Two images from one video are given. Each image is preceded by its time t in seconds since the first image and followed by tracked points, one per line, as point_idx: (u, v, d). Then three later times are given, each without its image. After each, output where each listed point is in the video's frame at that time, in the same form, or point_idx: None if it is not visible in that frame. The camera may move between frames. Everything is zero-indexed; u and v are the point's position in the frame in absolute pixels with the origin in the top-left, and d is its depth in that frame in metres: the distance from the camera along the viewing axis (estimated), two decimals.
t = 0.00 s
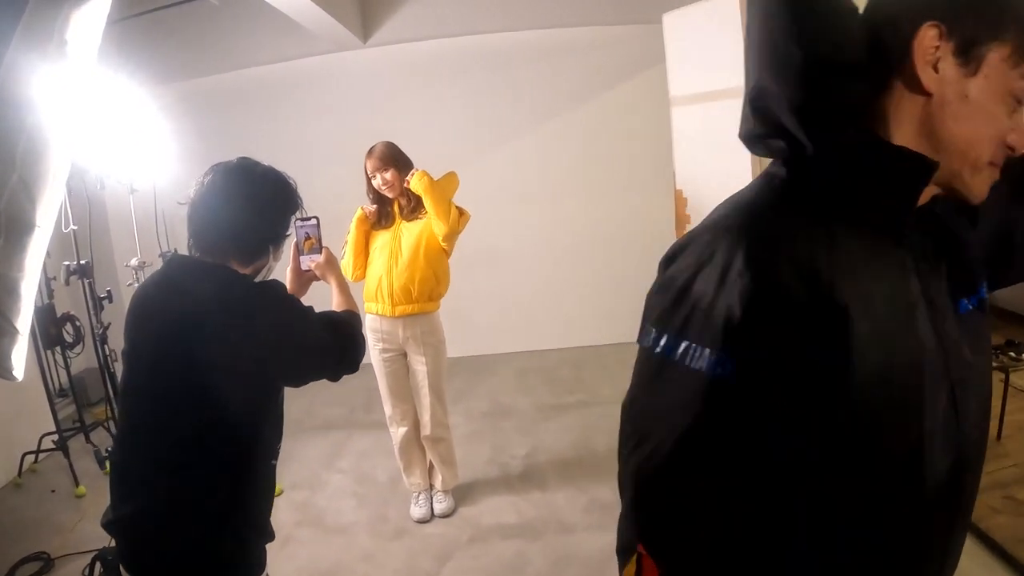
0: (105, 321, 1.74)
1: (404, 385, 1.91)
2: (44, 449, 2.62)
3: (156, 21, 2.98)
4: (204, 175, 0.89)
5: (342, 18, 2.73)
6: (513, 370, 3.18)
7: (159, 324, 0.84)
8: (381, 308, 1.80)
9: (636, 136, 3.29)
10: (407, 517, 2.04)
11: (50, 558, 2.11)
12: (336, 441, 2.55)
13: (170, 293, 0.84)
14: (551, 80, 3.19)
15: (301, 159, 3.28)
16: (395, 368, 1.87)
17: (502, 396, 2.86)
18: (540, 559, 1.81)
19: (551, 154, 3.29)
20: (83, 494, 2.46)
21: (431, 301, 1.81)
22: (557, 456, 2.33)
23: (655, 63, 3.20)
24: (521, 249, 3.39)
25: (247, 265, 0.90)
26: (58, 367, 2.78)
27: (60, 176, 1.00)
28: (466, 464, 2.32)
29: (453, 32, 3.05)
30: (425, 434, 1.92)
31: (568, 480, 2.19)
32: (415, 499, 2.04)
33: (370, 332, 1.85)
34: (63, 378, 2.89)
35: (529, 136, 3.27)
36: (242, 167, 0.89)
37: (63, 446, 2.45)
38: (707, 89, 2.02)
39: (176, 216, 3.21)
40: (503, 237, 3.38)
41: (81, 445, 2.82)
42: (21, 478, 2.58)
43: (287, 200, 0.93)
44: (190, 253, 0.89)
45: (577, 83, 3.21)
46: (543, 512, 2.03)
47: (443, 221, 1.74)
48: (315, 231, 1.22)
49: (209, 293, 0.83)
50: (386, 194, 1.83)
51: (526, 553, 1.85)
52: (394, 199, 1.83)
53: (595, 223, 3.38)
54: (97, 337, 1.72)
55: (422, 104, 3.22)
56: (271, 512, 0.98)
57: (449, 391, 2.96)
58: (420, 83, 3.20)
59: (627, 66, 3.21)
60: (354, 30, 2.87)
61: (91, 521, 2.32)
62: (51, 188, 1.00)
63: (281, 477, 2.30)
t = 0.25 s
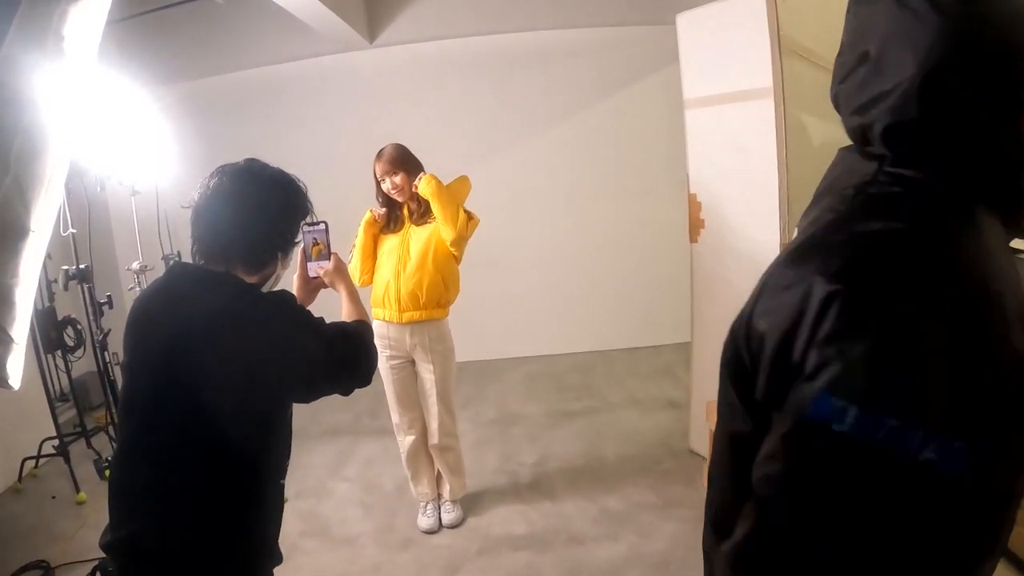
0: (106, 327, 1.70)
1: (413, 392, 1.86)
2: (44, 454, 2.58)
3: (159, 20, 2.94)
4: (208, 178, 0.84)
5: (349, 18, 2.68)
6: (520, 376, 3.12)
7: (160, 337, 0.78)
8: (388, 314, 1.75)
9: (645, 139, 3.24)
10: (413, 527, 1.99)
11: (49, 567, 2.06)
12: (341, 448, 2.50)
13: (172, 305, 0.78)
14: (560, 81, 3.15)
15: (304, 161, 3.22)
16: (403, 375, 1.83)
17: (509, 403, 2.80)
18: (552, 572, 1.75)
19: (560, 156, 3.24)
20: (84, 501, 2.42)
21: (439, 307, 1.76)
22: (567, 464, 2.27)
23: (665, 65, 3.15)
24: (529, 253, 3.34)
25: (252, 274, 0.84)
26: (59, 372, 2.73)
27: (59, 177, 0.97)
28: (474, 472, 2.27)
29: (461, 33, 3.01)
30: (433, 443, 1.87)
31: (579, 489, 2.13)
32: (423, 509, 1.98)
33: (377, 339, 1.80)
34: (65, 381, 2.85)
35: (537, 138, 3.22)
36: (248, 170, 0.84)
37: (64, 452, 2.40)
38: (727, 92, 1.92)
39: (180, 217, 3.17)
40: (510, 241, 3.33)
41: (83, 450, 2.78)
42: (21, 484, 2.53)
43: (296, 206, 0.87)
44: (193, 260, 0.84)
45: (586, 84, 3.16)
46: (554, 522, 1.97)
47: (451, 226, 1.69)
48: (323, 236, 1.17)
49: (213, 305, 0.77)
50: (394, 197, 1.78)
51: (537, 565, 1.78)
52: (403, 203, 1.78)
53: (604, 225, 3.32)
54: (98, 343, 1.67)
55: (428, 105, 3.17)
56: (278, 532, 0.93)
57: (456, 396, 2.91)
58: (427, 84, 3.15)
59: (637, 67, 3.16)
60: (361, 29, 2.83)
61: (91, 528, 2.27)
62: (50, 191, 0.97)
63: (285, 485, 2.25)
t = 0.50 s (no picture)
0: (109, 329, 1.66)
1: (422, 398, 1.81)
2: (46, 457, 2.54)
3: (165, 19, 2.90)
4: (213, 177, 0.79)
5: (358, 17, 2.63)
6: (529, 381, 3.06)
7: (161, 346, 0.73)
8: (398, 319, 1.71)
9: (656, 140, 3.19)
10: (422, 537, 1.92)
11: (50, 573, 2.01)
12: (348, 454, 2.45)
13: (173, 311, 0.73)
14: (570, 81, 3.09)
15: (310, 162, 3.16)
16: (412, 381, 1.77)
17: (518, 408, 2.75)
18: None
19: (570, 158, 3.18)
20: (86, 505, 2.38)
21: (450, 312, 1.71)
22: (579, 472, 2.21)
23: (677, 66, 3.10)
24: (538, 255, 3.29)
25: (259, 278, 0.79)
26: (62, 375, 2.69)
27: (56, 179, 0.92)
28: (483, 479, 2.21)
29: (470, 33, 2.95)
30: (443, 450, 1.83)
31: (592, 498, 2.06)
32: (431, 518, 1.92)
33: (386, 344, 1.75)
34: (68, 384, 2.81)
35: (547, 139, 3.16)
36: (256, 169, 0.79)
37: (66, 456, 2.36)
38: (745, 93, 1.83)
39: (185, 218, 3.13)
40: (519, 244, 3.27)
41: (86, 453, 2.74)
42: (23, 487, 2.50)
43: (307, 205, 0.82)
44: (196, 263, 0.79)
45: (597, 85, 3.10)
46: (566, 532, 1.90)
47: (463, 230, 1.63)
48: (333, 237, 1.12)
49: (218, 312, 0.72)
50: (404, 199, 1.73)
51: None
52: (415, 205, 1.73)
53: (614, 228, 3.27)
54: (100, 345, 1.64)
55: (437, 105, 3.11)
56: (283, 550, 0.88)
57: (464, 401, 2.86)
58: (434, 84, 3.09)
59: (650, 68, 3.11)
60: (369, 28, 2.78)
61: (93, 534, 2.23)
62: (46, 193, 0.91)
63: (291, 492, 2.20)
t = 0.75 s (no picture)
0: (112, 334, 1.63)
1: (431, 407, 1.77)
2: (52, 460, 2.51)
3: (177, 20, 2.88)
4: (217, 182, 0.75)
5: (368, 18, 2.61)
6: (539, 388, 3.02)
7: (163, 358, 0.69)
8: (408, 326, 1.67)
9: (669, 146, 3.15)
10: (430, 548, 1.87)
11: None
12: (355, 462, 2.41)
13: (176, 321, 0.69)
14: (582, 84, 3.06)
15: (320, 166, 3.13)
16: (421, 391, 1.74)
17: (529, 416, 2.70)
18: None
19: (582, 162, 3.14)
20: (90, 510, 2.35)
21: (461, 319, 1.67)
22: (590, 483, 2.16)
23: (691, 70, 3.05)
24: (549, 260, 3.25)
25: (266, 289, 0.75)
26: (68, 377, 2.67)
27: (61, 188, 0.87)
28: (493, 489, 2.16)
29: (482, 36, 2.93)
30: (452, 460, 1.79)
31: (604, 509, 2.00)
32: (440, 529, 1.87)
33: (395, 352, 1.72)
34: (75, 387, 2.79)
35: (559, 143, 3.12)
36: (262, 174, 0.75)
37: (70, 459, 2.33)
38: (763, 97, 1.78)
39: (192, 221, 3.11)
40: (530, 249, 3.23)
41: (92, 457, 2.72)
42: (28, 491, 2.47)
43: (316, 211, 0.78)
44: (199, 272, 0.75)
45: (609, 88, 3.07)
46: (578, 544, 1.84)
47: (475, 236, 1.60)
48: (345, 245, 1.09)
49: (222, 322, 0.68)
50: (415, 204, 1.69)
51: None
52: (426, 210, 1.69)
53: (627, 233, 3.22)
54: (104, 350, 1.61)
55: (448, 108, 3.08)
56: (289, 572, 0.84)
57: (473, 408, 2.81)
58: (445, 87, 3.05)
59: (663, 71, 3.07)
60: (380, 30, 2.75)
61: (97, 539, 2.19)
62: (49, 203, 0.86)
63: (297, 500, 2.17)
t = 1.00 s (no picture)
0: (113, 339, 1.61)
1: (437, 417, 1.75)
2: (55, 464, 2.50)
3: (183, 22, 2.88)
4: (216, 191, 0.73)
5: (376, 21, 2.59)
6: (546, 395, 2.98)
7: (157, 376, 0.67)
8: (415, 334, 1.64)
9: (679, 150, 3.11)
10: (435, 558, 1.83)
11: None
12: (360, 469, 2.39)
13: (172, 337, 0.67)
14: (592, 88, 3.03)
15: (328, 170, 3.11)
16: (427, 401, 1.71)
17: (536, 424, 2.67)
18: None
19: (591, 167, 3.11)
20: (92, 514, 2.33)
21: (469, 326, 1.65)
22: (598, 493, 2.12)
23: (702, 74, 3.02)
24: (556, 266, 3.21)
25: (264, 301, 0.73)
26: (73, 381, 2.66)
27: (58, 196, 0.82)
28: (499, 498, 2.12)
29: (490, 40, 2.91)
30: (458, 469, 1.76)
31: (613, 520, 1.96)
32: (444, 539, 1.83)
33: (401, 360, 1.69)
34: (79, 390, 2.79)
35: (567, 147, 3.09)
36: (262, 182, 0.73)
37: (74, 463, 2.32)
38: (776, 101, 1.74)
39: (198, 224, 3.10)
40: (538, 254, 3.20)
41: (96, 461, 2.71)
42: (31, 494, 2.46)
43: (320, 219, 0.76)
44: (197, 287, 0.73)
45: (619, 91, 3.03)
46: (585, 556, 1.80)
47: (485, 243, 1.57)
48: (354, 254, 1.07)
49: (219, 337, 0.66)
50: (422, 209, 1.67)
51: None
52: (433, 215, 1.67)
53: (636, 238, 3.18)
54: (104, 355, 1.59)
55: (456, 111, 3.06)
56: None
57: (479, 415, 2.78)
58: (453, 91, 3.03)
59: (674, 74, 3.03)
60: (388, 32, 2.73)
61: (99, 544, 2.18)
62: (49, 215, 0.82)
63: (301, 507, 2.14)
